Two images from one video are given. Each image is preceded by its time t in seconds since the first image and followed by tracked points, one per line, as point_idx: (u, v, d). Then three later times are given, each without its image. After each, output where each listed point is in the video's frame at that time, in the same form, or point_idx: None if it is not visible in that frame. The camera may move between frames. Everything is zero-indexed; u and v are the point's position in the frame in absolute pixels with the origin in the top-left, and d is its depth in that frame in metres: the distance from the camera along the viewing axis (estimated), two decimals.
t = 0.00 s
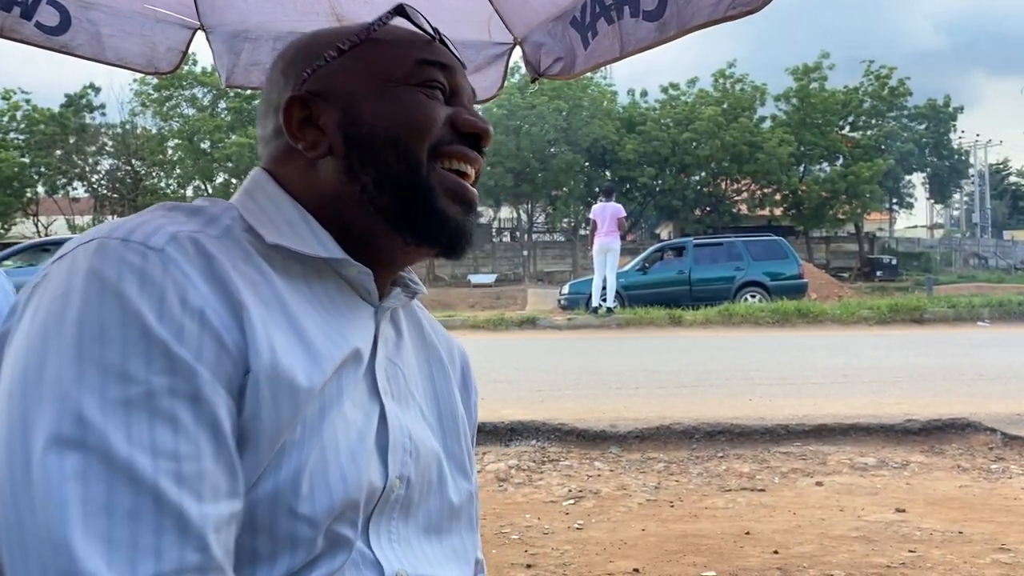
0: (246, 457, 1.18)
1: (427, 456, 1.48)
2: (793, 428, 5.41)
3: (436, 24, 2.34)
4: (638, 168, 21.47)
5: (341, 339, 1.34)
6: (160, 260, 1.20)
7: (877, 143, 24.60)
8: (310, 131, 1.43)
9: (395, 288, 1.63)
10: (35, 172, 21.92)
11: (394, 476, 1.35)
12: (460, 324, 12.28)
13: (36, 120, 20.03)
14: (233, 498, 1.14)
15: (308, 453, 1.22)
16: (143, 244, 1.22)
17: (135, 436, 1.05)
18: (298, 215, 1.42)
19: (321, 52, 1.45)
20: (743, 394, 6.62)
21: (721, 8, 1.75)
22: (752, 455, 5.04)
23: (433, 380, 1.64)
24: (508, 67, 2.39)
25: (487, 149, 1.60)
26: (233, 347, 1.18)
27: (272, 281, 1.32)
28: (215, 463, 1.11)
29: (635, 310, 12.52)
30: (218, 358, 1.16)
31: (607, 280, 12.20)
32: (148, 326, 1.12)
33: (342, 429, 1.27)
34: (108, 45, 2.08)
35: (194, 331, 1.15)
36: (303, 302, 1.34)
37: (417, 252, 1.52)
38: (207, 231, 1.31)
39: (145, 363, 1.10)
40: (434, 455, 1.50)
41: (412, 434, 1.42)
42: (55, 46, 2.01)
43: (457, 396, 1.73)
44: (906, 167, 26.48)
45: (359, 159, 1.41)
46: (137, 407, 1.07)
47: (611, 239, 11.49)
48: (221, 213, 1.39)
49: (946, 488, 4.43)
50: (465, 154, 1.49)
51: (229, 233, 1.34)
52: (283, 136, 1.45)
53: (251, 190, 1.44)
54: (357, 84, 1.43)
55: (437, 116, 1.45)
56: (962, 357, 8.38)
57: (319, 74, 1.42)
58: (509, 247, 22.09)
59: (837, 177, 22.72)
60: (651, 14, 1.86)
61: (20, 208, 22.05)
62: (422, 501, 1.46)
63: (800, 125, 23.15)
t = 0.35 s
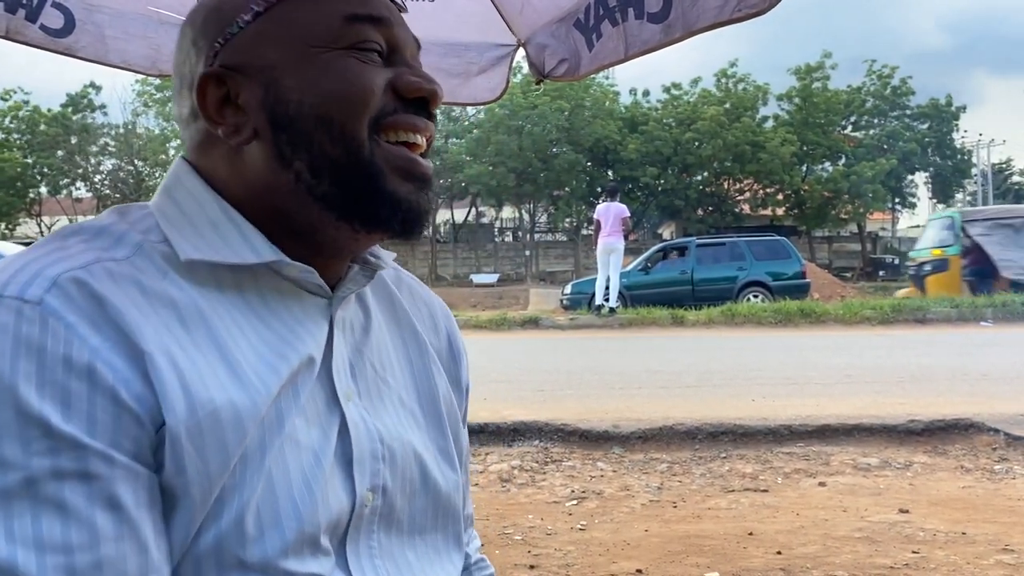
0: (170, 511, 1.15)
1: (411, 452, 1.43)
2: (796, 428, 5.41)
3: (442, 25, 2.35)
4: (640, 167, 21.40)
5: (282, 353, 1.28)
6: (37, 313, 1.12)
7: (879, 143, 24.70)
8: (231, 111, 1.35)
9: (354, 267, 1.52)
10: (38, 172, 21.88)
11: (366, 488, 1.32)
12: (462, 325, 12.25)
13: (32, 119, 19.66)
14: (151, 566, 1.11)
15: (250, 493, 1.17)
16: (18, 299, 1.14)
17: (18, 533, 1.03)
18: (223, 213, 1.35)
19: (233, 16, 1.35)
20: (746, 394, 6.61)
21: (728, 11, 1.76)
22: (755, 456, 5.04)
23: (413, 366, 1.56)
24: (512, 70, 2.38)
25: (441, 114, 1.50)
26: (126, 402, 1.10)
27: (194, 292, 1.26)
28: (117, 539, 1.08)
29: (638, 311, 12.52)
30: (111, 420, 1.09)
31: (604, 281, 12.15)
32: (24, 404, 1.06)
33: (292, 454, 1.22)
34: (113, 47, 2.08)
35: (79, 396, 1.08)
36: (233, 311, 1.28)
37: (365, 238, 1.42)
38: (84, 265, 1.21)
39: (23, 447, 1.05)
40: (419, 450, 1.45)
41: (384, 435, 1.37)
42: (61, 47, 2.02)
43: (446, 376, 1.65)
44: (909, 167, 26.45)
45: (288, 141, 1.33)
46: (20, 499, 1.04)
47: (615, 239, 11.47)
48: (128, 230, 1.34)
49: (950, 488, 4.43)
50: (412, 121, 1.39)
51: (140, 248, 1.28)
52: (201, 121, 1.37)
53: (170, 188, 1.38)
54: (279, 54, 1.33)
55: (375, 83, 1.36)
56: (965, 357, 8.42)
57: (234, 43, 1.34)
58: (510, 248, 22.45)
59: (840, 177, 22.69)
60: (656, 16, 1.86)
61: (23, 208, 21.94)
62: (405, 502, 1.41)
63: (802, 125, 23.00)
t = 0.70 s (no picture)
0: None
1: (425, 460, 1.44)
2: (800, 429, 5.40)
3: (449, 25, 2.36)
4: (644, 167, 21.27)
5: (280, 381, 1.24)
6: (15, 380, 1.03)
7: (883, 143, 24.52)
8: (191, 125, 1.29)
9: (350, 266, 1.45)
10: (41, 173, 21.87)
11: (384, 508, 1.31)
12: (465, 325, 12.22)
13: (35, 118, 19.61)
14: None
15: (269, 545, 1.15)
16: None
17: None
18: (204, 228, 1.31)
19: (186, 15, 1.26)
20: (750, 394, 6.60)
21: (740, 9, 1.81)
22: (760, 456, 5.03)
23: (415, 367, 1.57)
24: (518, 70, 2.36)
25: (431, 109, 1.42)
26: (123, 472, 1.04)
27: (183, 320, 1.21)
28: None
29: (641, 311, 12.52)
30: (107, 495, 1.04)
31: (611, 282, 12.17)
32: (11, 492, 0.99)
33: (307, 490, 1.21)
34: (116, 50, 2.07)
35: (72, 476, 1.02)
36: (226, 336, 1.23)
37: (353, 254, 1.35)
38: (62, 316, 1.12)
39: (17, 540, 0.98)
40: (432, 457, 1.46)
41: (395, 448, 1.37)
42: (66, 49, 2.03)
43: (447, 367, 1.66)
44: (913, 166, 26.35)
45: (264, 160, 1.26)
46: None
47: (617, 240, 11.47)
48: (104, 256, 1.27)
49: (954, 488, 4.42)
50: (401, 126, 1.32)
51: (119, 279, 1.22)
52: (163, 134, 1.32)
53: (140, 200, 1.32)
54: (244, 60, 1.26)
55: (354, 89, 1.28)
56: (968, 356, 8.44)
57: (187, 46, 1.26)
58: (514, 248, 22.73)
59: (844, 177, 22.58)
60: (666, 14, 1.88)
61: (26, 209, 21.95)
62: (421, 510, 1.42)
63: (806, 125, 22.85)
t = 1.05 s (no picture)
0: None
1: (436, 469, 1.44)
2: (802, 429, 5.39)
3: (451, 27, 2.35)
4: (646, 167, 21.37)
5: (292, 393, 1.22)
6: (34, 395, 1.01)
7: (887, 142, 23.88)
8: (187, 128, 1.30)
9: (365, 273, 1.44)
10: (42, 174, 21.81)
11: (396, 522, 1.30)
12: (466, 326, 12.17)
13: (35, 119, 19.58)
14: None
15: (287, 563, 1.13)
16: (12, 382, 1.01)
17: None
18: (216, 235, 1.30)
19: (186, 15, 1.26)
20: (752, 395, 6.59)
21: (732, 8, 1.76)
22: (762, 456, 5.03)
23: (427, 375, 1.57)
24: (519, 70, 2.37)
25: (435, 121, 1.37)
26: (143, 489, 1.02)
27: (193, 331, 1.19)
28: None
29: (642, 310, 12.55)
30: (127, 512, 1.02)
31: (612, 283, 12.19)
32: (32, 512, 0.97)
33: (323, 506, 1.19)
34: (118, 48, 2.07)
35: (92, 493, 1.00)
36: (238, 347, 1.22)
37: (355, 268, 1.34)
38: (80, 327, 1.10)
39: (35, 559, 0.96)
40: (443, 465, 1.46)
41: (407, 458, 1.36)
42: (67, 49, 2.02)
43: (461, 373, 1.66)
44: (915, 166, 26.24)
45: (251, 171, 1.25)
46: None
47: (617, 239, 11.45)
48: (119, 261, 1.25)
49: (957, 489, 4.41)
50: (397, 146, 1.28)
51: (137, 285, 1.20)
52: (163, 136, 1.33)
53: (153, 203, 1.32)
54: (234, 69, 1.25)
55: (343, 100, 1.25)
56: (972, 357, 8.38)
57: (184, 47, 1.27)
58: (516, 248, 22.91)
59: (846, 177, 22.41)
60: (662, 15, 1.86)
61: (27, 210, 21.93)
62: (430, 521, 1.42)
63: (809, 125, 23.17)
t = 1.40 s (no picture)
0: (191, 557, 1.18)
1: (453, 473, 1.46)
2: (802, 429, 5.39)
3: (449, 28, 2.34)
4: (645, 168, 21.72)
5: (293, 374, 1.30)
6: (49, 346, 1.14)
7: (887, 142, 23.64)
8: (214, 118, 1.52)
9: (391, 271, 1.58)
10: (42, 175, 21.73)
11: (397, 519, 1.34)
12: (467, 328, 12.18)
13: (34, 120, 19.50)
14: None
15: (278, 537, 1.20)
16: (33, 333, 1.16)
17: None
18: (233, 219, 1.42)
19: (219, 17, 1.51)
20: (752, 395, 6.59)
21: (732, 9, 1.73)
22: (762, 457, 5.03)
23: (455, 384, 1.58)
24: (516, 70, 2.37)
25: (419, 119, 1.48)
26: (142, 441, 1.13)
27: (199, 306, 1.31)
28: None
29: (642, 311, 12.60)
30: (128, 463, 1.13)
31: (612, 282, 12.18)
32: (40, 448, 1.09)
33: (319, 487, 1.26)
34: (115, 48, 2.08)
35: (95, 440, 1.11)
36: (247, 331, 1.32)
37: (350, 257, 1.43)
38: (100, 293, 1.24)
39: (38, 492, 1.08)
40: (460, 470, 1.47)
41: (417, 457, 1.39)
42: (65, 49, 2.01)
43: (499, 382, 1.67)
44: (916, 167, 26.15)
45: (247, 150, 1.40)
46: (31, 547, 1.06)
47: (614, 240, 11.43)
48: (146, 242, 1.41)
49: (957, 489, 4.41)
50: (368, 130, 1.40)
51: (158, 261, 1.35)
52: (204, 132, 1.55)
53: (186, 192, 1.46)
54: (240, 57, 1.44)
55: (321, 81, 1.38)
56: (969, 357, 8.40)
57: (214, 45, 1.51)
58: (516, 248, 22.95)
59: (845, 177, 22.14)
60: (659, 15, 1.84)
61: (27, 210, 21.87)
62: (451, 526, 1.44)
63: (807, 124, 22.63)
